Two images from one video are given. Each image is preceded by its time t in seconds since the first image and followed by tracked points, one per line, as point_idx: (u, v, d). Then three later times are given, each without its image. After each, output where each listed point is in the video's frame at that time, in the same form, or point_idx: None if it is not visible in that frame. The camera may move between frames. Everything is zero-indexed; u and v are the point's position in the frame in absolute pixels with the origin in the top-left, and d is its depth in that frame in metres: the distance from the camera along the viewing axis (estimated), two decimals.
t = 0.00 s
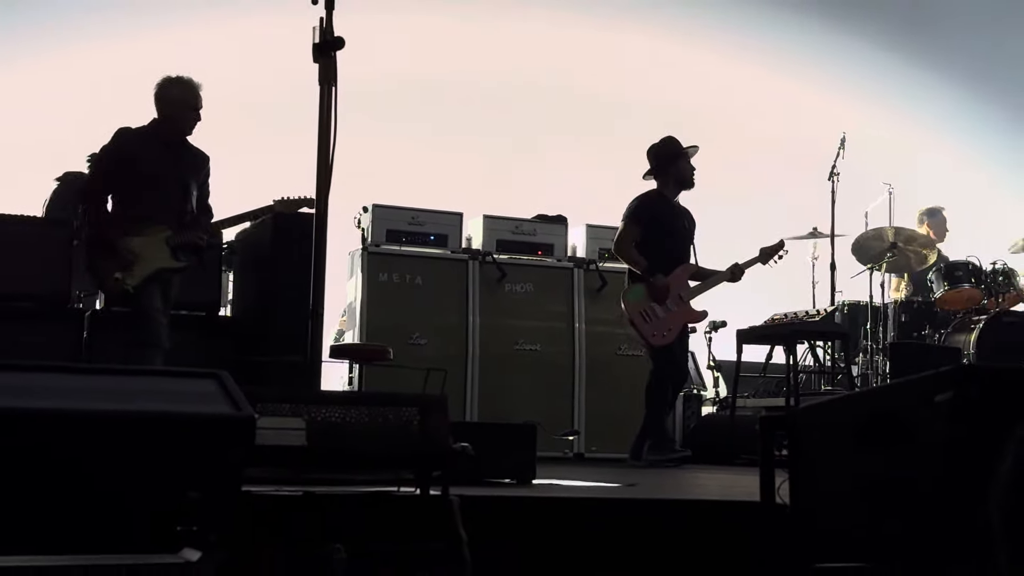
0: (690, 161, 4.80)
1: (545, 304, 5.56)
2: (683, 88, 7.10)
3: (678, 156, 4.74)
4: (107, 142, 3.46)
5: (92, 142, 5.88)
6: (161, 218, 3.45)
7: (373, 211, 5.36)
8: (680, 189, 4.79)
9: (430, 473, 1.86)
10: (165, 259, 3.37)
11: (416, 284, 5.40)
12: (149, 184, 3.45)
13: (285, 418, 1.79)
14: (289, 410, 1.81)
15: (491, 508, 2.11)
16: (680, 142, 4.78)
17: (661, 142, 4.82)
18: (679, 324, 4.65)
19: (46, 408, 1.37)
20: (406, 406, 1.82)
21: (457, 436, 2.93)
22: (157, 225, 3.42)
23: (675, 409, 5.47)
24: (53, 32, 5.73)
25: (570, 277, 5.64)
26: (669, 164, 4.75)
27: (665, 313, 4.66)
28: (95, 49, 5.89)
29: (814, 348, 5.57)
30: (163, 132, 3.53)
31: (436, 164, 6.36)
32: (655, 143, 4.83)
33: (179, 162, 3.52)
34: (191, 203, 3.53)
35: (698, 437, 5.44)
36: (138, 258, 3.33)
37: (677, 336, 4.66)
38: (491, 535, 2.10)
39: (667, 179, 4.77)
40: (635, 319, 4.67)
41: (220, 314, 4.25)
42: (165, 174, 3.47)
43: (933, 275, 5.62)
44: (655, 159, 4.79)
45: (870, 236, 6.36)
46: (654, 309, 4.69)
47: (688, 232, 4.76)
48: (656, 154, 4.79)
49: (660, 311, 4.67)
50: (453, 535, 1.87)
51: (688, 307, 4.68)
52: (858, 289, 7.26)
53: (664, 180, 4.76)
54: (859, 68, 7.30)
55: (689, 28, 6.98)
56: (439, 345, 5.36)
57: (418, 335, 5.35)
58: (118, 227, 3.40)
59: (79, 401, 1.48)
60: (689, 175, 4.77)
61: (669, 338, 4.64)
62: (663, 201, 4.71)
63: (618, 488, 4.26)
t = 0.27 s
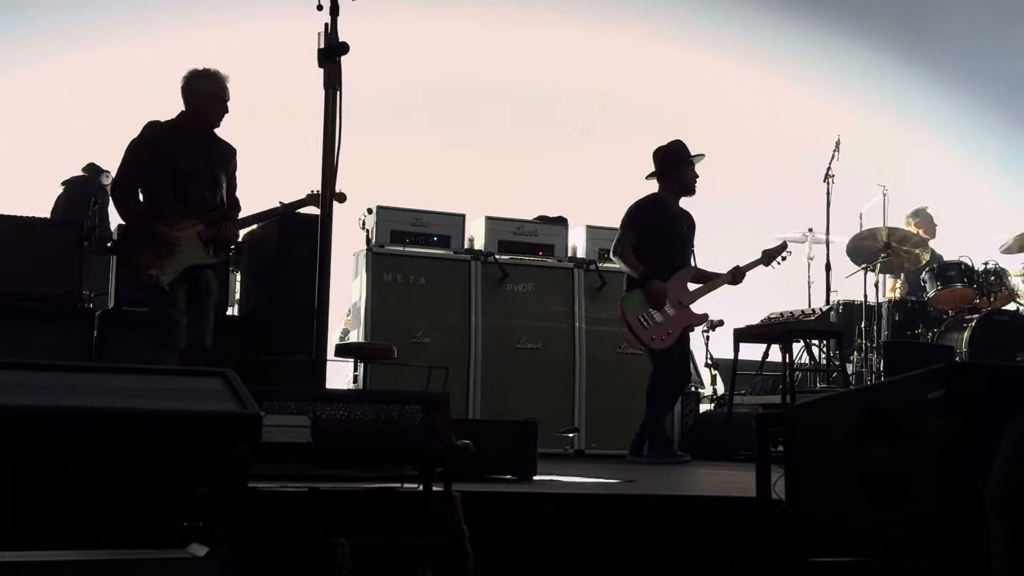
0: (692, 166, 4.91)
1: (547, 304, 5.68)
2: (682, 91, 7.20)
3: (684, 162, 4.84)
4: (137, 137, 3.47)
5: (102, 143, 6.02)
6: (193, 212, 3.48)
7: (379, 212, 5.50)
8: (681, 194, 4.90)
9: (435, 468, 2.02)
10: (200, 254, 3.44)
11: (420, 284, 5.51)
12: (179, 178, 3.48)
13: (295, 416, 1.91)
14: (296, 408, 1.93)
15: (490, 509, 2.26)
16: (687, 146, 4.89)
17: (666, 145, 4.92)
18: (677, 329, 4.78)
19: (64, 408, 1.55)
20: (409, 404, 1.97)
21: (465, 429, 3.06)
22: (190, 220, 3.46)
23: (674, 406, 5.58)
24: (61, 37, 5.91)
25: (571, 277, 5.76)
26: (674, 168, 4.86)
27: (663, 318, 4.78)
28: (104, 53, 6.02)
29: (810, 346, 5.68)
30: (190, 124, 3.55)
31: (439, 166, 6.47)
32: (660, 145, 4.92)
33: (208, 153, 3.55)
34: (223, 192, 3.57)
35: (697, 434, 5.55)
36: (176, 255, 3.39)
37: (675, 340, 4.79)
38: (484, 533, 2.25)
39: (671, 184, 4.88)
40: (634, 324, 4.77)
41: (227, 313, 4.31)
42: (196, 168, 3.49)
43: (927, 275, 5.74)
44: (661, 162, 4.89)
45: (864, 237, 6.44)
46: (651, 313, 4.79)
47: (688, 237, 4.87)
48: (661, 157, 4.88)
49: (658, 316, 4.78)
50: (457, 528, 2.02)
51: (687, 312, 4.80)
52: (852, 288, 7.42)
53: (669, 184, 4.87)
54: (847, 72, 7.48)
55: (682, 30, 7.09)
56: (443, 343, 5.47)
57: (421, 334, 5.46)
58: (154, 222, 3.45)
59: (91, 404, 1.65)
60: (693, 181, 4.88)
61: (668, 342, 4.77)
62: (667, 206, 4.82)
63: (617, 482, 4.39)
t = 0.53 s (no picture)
0: (689, 162, 4.95)
1: (545, 304, 5.73)
2: (681, 92, 7.27)
3: (679, 158, 4.89)
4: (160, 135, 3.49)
5: (103, 144, 6.06)
6: (215, 211, 3.53)
7: (379, 212, 5.54)
8: (678, 190, 4.95)
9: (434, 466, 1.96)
10: (224, 256, 3.49)
11: (420, 283, 5.57)
12: (201, 177, 3.51)
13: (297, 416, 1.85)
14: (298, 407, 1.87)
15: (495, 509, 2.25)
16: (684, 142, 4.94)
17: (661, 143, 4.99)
18: (675, 326, 4.83)
19: (60, 405, 1.45)
20: (408, 402, 1.90)
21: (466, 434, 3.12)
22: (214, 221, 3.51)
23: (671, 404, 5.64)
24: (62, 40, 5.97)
25: (569, 277, 5.81)
26: (670, 165, 4.91)
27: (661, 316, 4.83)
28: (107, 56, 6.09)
29: (806, 345, 5.74)
30: (212, 121, 3.57)
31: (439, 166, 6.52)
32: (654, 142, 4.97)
33: (229, 151, 3.58)
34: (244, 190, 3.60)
35: (694, 432, 5.61)
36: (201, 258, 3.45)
37: (673, 336, 4.83)
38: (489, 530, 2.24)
39: (667, 181, 4.94)
40: (630, 323, 4.80)
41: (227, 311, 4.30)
42: (217, 167, 3.53)
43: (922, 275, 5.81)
44: (656, 159, 4.94)
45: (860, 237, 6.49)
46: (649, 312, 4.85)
47: (687, 232, 4.92)
48: (658, 152, 4.93)
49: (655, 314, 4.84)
50: (456, 524, 1.98)
51: (687, 308, 4.85)
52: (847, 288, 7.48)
53: (664, 181, 4.93)
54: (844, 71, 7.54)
55: (677, 32, 7.16)
56: (443, 342, 5.53)
57: (421, 334, 5.51)
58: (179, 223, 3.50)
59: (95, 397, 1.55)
60: (689, 176, 4.93)
61: (666, 339, 4.81)
62: (661, 203, 4.88)
63: (615, 481, 4.44)
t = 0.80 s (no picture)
0: (688, 154, 4.93)
1: (542, 305, 5.75)
2: (676, 92, 7.32)
3: (677, 154, 4.88)
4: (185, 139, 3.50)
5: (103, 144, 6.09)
6: (247, 213, 3.48)
7: (376, 213, 5.55)
8: (677, 184, 4.95)
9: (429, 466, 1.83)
10: (255, 256, 3.40)
11: (417, 284, 5.59)
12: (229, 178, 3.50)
13: (293, 416, 1.73)
14: (293, 408, 1.74)
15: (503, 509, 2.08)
16: (682, 136, 4.92)
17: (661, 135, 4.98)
18: (660, 329, 4.87)
19: (56, 406, 1.43)
20: (404, 403, 1.76)
21: (469, 429, 3.14)
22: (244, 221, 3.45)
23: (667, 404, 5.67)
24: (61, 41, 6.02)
25: (566, 278, 5.83)
26: (668, 159, 4.90)
27: (647, 318, 4.89)
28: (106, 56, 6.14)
29: (802, 346, 5.76)
30: (237, 124, 3.57)
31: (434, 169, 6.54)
32: (657, 131, 4.94)
33: (256, 154, 3.57)
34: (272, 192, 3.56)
35: (690, 432, 5.63)
36: (233, 258, 3.36)
37: (659, 339, 4.87)
38: (495, 530, 2.08)
39: (665, 175, 4.94)
40: (613, 328, 4.95)
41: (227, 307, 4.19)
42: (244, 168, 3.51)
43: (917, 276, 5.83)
44: (654, 153, 4.93)
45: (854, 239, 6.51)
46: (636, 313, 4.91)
47: (683, 227, 4.92)
48: (656, 144, 4.91)
49: (641, 315, 4.90)
50: (453, 525, 1.84)
51: (674, 307, 4.89)
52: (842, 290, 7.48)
53: (662, 176, 4.93)
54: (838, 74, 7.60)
55: (672, 32, 7.23)
56: (439, 343, 5.55)
57: (418, 334, 5.54)
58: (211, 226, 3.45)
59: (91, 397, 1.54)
60: (687, 172, 4.92)
61: (650, 342, 4.86)
62: (655, 200, 4.89)
63: (612, 480, 4.45)
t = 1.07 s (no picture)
0: (685, 161, 4.92)
1: (537, 305, 5.78)
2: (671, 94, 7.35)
3: (673, 159, 4.87)
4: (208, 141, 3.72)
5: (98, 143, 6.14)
6: (270, 211, 3.74)
7: (372, 212, 5.59)
8: (673, 188, 4.95)
9: (424, 466, 1.87)
10: (280, 254, 3.68)
11: (412, 284, 5.61)
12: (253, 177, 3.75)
13: (287, 416, 1.75)
14: (288, 407, 1.76)
15: (500, 509, 2.14)
16: (682, 141, 4.90)
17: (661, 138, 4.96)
18: (645, 334, 4.91)
19: (54, 406, 1.39)
20: (399, 402, 1.79)
21: (466, 431, 3.15)
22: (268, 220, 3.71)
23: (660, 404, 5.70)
24: (61, 43, 6.06)
25: (561, 278, 5.86)
26: (664, 165, 4.89)
27: (634, 320, 4.92)
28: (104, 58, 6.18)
29: (796, 346, 5.79)
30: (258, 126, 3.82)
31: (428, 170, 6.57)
32: (656, 135, 4.93)
33: (277, 154, 3.83)
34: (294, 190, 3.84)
35: (684, 431, 5.66)
36: (257, 257, 3.63)
37: (644, 342, 4.92)
38: (492, 532, 2.13)
39: (661, 179, 4.93)
40: (599, 328, 5.01)
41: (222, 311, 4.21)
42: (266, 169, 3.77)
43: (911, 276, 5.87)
44: (653, 157, 4.91)
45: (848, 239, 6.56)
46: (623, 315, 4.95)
47: (675, 232, 4.93)
48: (653, 148, 4.91)
49: (628, 318, 4.94)
50: (447, 525, 1.89)
51: (662, 311, 4.91)
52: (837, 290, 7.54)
53: (658, 180, 4.92)
54: (831, 73, 7.52)
55: (669, 33, 7.20)
56: (434, 343, 5.56)
57: (414, 334, 5.55)
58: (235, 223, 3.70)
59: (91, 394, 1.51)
60: (682, 177, 4.91)
61: (634, 346, 4.93)
62: (649, 204, 4.90)
63: (606, 480, 4.48)
